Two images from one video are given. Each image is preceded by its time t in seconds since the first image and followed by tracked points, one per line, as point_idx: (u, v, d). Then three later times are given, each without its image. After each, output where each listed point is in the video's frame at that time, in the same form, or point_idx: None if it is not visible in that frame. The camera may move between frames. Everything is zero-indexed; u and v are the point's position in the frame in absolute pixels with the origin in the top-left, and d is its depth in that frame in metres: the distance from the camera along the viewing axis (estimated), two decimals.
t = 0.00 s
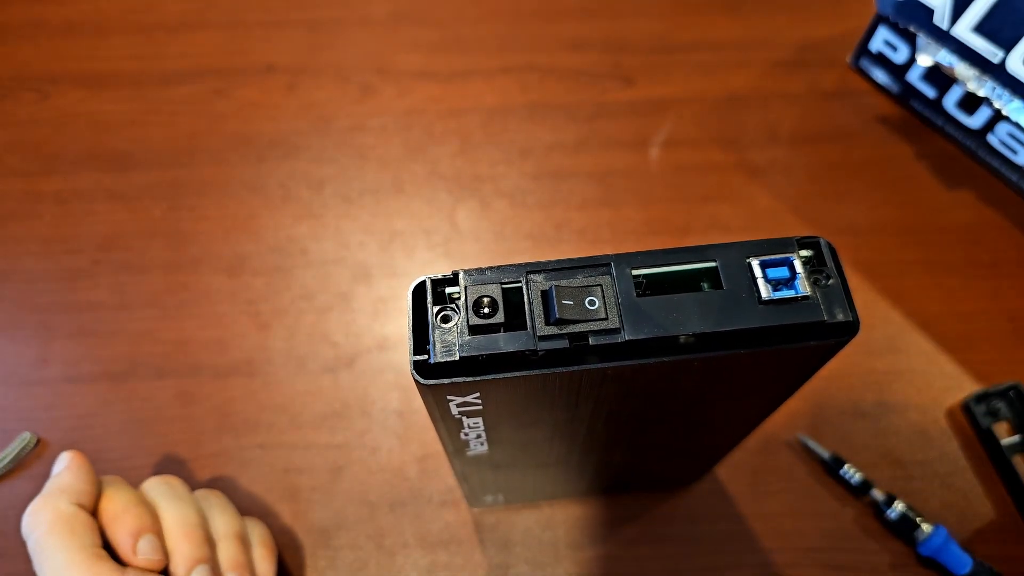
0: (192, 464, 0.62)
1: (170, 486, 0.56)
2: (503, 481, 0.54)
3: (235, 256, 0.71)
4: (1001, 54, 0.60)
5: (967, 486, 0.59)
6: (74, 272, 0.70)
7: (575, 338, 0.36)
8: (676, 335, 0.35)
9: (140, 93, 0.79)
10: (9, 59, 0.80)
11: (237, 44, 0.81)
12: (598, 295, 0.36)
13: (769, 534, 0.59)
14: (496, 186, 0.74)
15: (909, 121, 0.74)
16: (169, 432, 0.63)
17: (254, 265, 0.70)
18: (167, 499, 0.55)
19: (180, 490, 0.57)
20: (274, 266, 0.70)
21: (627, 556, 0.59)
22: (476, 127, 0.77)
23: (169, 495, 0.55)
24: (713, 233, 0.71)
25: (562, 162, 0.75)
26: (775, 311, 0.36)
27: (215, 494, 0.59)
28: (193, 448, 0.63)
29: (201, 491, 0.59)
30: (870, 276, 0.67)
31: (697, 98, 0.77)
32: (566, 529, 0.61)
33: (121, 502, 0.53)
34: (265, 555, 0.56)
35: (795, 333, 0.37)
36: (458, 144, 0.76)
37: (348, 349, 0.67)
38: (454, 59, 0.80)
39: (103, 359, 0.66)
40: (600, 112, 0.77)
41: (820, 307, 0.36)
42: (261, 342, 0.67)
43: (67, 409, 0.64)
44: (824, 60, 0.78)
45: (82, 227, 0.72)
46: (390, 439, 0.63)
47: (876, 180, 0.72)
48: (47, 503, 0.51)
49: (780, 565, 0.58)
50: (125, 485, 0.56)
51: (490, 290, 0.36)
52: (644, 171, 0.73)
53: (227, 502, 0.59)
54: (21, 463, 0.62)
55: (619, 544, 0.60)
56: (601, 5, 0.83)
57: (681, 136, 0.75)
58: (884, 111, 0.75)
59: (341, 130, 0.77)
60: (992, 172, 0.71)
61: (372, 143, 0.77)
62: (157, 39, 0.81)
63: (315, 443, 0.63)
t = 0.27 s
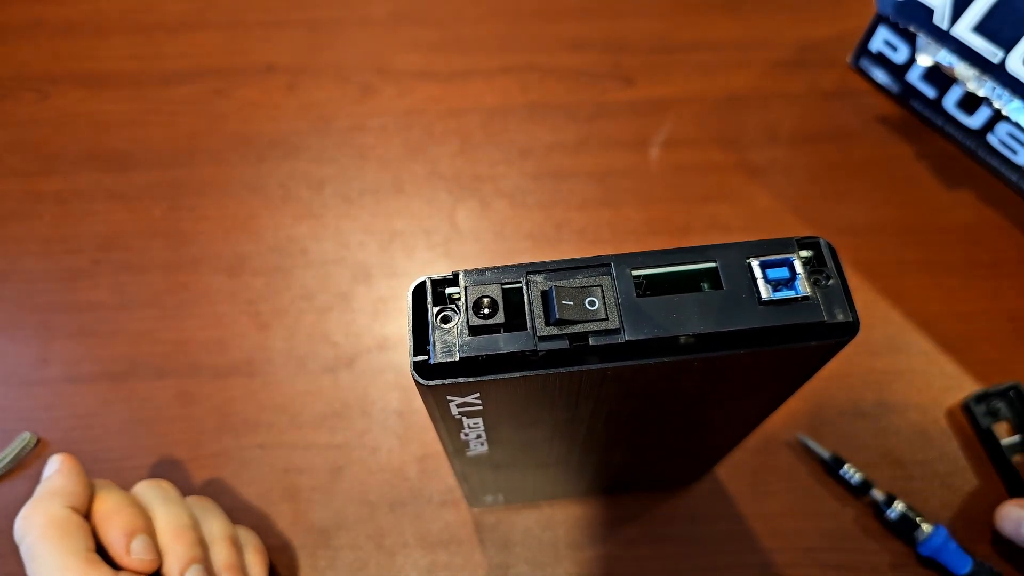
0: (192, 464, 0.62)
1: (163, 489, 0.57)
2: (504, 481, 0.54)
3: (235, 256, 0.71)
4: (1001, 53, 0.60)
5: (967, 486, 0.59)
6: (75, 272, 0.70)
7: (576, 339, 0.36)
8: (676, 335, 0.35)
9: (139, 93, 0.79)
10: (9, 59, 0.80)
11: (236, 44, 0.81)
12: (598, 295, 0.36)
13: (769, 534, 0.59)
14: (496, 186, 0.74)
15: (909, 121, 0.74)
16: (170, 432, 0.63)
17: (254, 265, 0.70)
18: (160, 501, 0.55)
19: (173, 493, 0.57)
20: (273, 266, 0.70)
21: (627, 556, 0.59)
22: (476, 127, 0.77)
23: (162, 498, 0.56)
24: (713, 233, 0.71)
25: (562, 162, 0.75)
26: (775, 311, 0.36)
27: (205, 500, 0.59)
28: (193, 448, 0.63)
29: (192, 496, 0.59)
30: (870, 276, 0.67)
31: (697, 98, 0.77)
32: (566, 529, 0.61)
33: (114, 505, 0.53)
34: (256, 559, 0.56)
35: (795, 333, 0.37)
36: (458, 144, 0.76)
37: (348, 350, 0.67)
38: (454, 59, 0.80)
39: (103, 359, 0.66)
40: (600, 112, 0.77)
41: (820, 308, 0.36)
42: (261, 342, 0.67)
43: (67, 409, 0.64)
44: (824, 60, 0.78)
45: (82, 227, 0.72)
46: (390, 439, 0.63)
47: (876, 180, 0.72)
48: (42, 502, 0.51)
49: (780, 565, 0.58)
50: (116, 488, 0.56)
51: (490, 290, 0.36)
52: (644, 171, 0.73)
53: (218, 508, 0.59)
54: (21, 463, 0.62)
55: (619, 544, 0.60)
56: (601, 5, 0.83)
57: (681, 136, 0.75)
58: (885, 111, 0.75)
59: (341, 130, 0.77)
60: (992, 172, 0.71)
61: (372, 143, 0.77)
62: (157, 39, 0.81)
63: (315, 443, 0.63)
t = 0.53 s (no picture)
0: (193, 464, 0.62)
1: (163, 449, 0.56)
2: (504, 481, 0.54)
3: (235, 256, 0.71)
4: (1001, 54, 0.60)
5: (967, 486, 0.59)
6: (75, 272, 0.70)
7: (575, 338, 0.36)
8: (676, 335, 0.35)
9: (139, 93, 0.79)
10: (8, 60, 0.80)
11: (236, 44, 0.81)
12: (599, 295, 0.36)
13: (770, 534, 0.59)
14: (496, 186, 0.74)
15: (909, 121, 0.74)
16: (169, 432, 0.63)
17: (254, 265, 0.70)
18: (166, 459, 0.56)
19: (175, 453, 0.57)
20: (273, 266, 0.70)
21: (627, 556, 0.59)
22: (476, 127, 0.77)
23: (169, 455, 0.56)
24: (713, 233, 0.71)
25: (562, 162, 0.75)
26: (775, 311, 0.36)
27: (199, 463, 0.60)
28: (193, 448, 0.63)
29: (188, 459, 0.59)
30: (870, 276, 0.67)
31: (697, 98, 0.77)
32: (566, 529, 0.61)
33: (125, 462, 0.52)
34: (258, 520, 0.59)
35: (795, 333, 0.37)
36: (458, 144, 0.76)
37: (348, 349, 0.67)
38: (454, 59, 0.80)
39: (103, 359, 0.66)
40: (600, 112, 0.77)
41: (820, 307, 0.36)
42: (262, 342, 0.67)
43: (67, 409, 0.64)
44: (824, 60, 0.78)
45: (82, 227, 0.72)
46: (390, 439, 0.63)
47: (876, 180, 0.72)
48: (107, 493, 0.43)
49: (780, 565, 0.58)
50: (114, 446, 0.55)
51: (490, 290, 0.36)
52: (644, 171, 0.73)
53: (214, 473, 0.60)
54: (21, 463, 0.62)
55: (619, 544, 0.60)
56: (601, 5, 0.83)
57: (681, 136, 0.75)
58: (885, 111, 0.75)
59: (341, 130, 0.77)
60: (992, 172, 0.71)
61: (372, 143, 0.77)
62: (157, 39, 0.81)
63: (315, 443, 0.63)
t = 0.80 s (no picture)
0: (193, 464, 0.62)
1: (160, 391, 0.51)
2: (503, 480, 0.54)
3: (236, 256, 0.71)
4: (1001, 53, 0.60)
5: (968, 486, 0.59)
6: (75, 272, 0.70)
7: (575, 338, 0.36)
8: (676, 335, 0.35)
9: (139, 93, 0.79)
10: (8, 60, 0.80)
11: (236, 44, 0.81)
12: (599, 296, 0.36)
13: (769, 534, 0.59)
14: (496, 186, 0.74)
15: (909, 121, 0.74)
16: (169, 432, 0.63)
17: (254, 265, 0.70)
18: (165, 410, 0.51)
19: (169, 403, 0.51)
20: (273, 266, 0.70)
21: (627, 556, 0.59)
22: (476, 127, 0.77)
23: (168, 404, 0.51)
24: (713, 233, 0.71)
25: (562, 162, 0.75)
26: (774, 312, 0.36)
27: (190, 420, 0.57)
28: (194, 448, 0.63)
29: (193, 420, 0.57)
30: (871, 276, 0.67)
31: (697, 98, 0.77)
32: (566, 529, 0.61)
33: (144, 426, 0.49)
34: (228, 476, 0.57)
35: (795, 333, 0.37)
36: (457, 144, 0.76)
37: (348, 349, 0.67)
38: (454, 59, 0.80)
39: (103, 360, 0.66)
40: (600, 112, 0.77)
41: (820, 307, 0.36)
42: (262, 342, 0.67)
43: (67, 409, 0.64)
44: (824, 60, 0.78)
45: (82, 227, 0.72)
46: (390, 439, 0.63)
47: (876, 180, 0.72)
48: (225, 540, 0.40)
49: (780, 566, 0.58)
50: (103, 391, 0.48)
51: (490, 290, 0.36)
52: (643, 171, 0.73)
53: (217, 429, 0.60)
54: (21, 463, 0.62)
55: (619, 544, 0.60)
56: (602, 5, 0.83)
57: (681, 135, 0.75)
58: (884, 111, 0.75)
59: (341, 130, 0.77)
60: (992, 172, 0.71)
61: (372, 143, 0.77)
62: (157, 39, 0.81)
63: (315, 443, 0.63)
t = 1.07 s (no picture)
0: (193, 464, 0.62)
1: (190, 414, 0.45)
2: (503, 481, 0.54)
3: (236, 255, 0.71)
4: (1001, 53, 0.60)
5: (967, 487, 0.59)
6: (75, 272, 0.70)
7: (575, 338, 0.36)
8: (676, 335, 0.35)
9: (140, 93, 0.79)
10: (8, 60, 0.80)
11: (237, 43, 0.81)
12: (599, 296, 0.36)
13: (770, 534, 0.59)
14: (496, 186, 0.74)
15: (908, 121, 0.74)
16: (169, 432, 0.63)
17: (254, 265, 0.70)
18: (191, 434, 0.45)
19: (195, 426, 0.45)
20: (273, 266, 0.70)
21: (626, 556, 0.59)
22: (476, 127, 0.77)
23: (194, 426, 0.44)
24: (713, 233, 0.71)
25: (562, 162, 0.75)
26: (774, 311, 0.36)
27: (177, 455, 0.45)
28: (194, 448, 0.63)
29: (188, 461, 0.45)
30: (870, 276, 0.67)
31: (697, 98, 0.77)
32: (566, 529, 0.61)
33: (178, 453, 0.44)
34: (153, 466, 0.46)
35: (795, 333, 0.37)
36: (458, 144, 0.76)
37: (348, 349, 0.67)
38: (454, 59, 0.80)
39: (103, 359, 0.66)
40: (600, 112, 0.77)
41: (820, 307, 0.36)
42: (262, 342, 0.67)
43: (67, 409, 0.64)
44: (823, 60, 0.78)
45: (82, 227, 0.72)
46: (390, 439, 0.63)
47: (876, 180, 0.72)
48: None
49: (780, 566, 0.58)
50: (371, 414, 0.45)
51: (490, 290, 0.36)
52: (644, 171, 0.73)
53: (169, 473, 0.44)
54: (21, 463, 0.62)
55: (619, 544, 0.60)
56: (602, 4, 0.83)
57: (681, 135, 0.75)
58: (884, 111, 0.75)
59: (341, 130, 0.77)
60: (992, 172, 0.71)
61: (371, 143, 0.77)
62: (157, 38, 0.81)
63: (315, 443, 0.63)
